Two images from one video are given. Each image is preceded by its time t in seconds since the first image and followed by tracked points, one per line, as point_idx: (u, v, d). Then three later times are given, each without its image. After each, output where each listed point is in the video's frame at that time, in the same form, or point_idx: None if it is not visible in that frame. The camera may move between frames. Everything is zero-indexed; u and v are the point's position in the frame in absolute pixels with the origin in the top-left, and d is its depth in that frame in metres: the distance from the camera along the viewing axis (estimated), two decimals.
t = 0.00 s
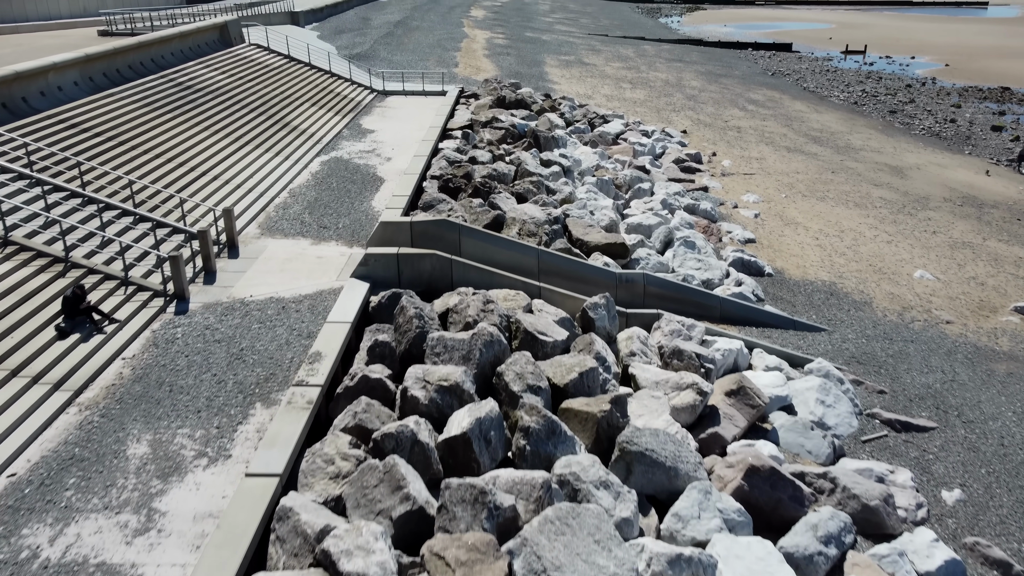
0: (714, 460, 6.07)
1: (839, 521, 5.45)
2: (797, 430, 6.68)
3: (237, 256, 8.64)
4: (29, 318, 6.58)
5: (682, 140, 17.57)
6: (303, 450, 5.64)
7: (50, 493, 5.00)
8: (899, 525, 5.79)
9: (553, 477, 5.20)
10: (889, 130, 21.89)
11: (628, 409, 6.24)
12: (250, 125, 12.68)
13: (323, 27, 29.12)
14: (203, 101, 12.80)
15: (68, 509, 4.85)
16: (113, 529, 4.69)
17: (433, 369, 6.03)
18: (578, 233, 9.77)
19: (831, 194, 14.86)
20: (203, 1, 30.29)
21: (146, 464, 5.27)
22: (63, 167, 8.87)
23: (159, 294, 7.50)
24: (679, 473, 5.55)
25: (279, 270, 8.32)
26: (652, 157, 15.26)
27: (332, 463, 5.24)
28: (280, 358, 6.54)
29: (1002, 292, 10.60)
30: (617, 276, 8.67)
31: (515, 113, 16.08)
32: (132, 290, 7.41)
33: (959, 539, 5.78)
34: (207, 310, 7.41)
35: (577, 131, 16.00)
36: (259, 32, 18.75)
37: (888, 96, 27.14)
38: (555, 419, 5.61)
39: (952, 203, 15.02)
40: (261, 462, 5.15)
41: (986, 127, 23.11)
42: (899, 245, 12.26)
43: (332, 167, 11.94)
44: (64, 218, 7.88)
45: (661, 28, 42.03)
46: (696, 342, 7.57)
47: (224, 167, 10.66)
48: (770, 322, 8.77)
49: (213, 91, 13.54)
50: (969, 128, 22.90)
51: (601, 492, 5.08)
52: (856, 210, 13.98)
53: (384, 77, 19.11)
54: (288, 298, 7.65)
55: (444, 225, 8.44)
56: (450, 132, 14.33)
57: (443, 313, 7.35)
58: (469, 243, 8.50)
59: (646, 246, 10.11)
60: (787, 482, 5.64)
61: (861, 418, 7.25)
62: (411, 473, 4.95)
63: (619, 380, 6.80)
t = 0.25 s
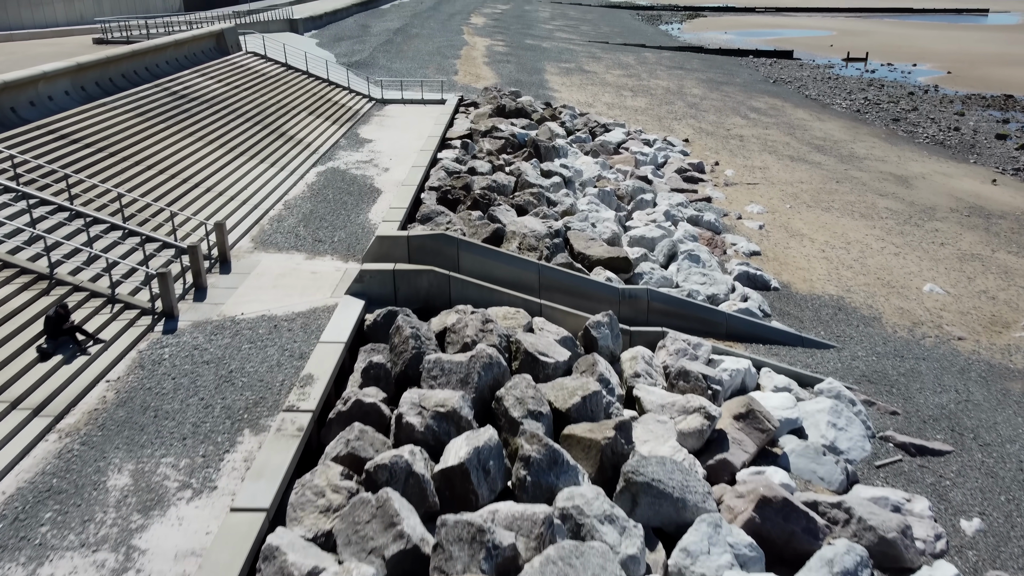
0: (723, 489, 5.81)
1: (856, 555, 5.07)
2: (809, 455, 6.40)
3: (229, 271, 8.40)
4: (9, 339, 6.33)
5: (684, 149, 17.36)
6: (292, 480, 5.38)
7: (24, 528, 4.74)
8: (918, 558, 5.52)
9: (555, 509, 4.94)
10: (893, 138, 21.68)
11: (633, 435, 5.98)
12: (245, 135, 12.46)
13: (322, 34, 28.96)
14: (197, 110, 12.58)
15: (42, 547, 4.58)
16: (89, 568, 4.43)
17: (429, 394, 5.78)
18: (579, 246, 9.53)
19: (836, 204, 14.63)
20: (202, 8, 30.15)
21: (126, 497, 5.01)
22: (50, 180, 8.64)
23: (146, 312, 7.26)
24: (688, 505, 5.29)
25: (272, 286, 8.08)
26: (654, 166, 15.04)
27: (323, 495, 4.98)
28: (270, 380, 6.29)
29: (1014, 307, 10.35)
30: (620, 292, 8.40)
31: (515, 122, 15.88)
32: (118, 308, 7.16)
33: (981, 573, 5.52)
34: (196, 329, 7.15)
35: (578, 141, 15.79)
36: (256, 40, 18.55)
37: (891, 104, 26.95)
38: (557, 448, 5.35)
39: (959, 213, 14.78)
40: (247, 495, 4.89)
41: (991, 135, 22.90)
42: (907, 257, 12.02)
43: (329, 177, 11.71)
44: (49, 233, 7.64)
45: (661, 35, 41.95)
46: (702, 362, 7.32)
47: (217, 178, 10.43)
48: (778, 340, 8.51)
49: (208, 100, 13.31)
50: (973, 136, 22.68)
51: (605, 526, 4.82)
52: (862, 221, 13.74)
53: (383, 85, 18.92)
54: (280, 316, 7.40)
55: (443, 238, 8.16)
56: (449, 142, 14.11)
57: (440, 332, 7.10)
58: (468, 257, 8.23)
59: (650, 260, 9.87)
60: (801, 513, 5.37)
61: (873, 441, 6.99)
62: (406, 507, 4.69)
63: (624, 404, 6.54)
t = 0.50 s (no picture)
0: (733, 519, 5.56)
1: None
2: (821, 482, 6.14)
3: (221, 287, 8.15)
4: None
5: (686, 158, 17.14)
6: (280, 513, 5.11)
7: None
8: None
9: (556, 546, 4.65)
10: (896, 147, 21.47)
11: (639, 463, 5.72)
12: (240, 145, 12.25)
13: (321, 42, 28.82)
14: (192, 119, 12.37)
15: None
16: None
17: (425, 421, 5.52)
18: (581, 260, 9.29)
19: (841, 215, 14.39)
20: (200, 15, 30.02)
21: (104, 533, 4.74)
22: (38, 193, 8.42)
23: (133, 331, 7.01)
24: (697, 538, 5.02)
25: (264, 303, 7.83)
26: (656, 176, 14.81)
27: (312, 531, 4.71)
28: (260, 405, 6.03)
29: None
30: (624, 309, 8.17)
31: (515, 131, 15.67)
32: (104, 327, 6.91)
33: None
34: (184, 349, 6.90)
35: (579, 150, 15.57)
36: (253, 47, 18.35)
37: (894, 111, 26.75)
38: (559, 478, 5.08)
39: (966, 224, 14.54)
40: (232, 532, 4.63)
41: (995, 143, 22.69)
42: (915, 270, 11.77)
43: (325, 188, 11.47)
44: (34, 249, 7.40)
45: (662, 42, 41.83)
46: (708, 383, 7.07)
47: (210, 190, 10.21)
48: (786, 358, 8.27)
49: (203, 109, 13.10)
50: (978, 145, 22.47)
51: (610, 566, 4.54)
52: (868, 232, 13.50)
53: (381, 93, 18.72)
54: (272, 335, 7.15)
55: (441, 252, 7.93)
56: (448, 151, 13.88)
57: (437, 353, 6.85)
58: (467, 272, 7.99)
59: (653, 274, 9.62)
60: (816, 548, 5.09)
61: (887, 465, 6.72)
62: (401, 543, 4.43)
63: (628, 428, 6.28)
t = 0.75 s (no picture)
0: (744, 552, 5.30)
1: None
2: (835, 510, 5.87)
3: (211, 303, 7.91)
4: None
5: (688, 167, 16.93)
6: (267, 548, 4.86)
7: None
8: None
9: None
10: (900, 155, 21.26)
11: (645, 492, 5.45)
12: (235, 155, 12.03)
13: (320, 49, 28.67)
14: (186, 129, 12.16)
15: None
16: None
17: (420, 449, 5.25)
18: (583, 275, 9.04)
19: (847, 225, 14.16)
20: (199, 23, 29.91)
21: (80, 572, 4.48)
22: (25, 207, 8.19)
23: (118, 351, 6.76)
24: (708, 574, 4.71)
25: (256, 320, 7.57)
26: (659, 186, 14.58)
27: (299, 570, 4.44)
28: (248, 430, 5.77)
29: None
30: (627, 326, 7.91)
31: (515, 141, 15.46)
32: (89, 347, 6.66)
33: None
34: (171, 370, 6.65)
35: (580, 159, 15.35)
36: (251, 56, 18.17)
37: (897, 119, 26.54)
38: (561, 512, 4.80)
39: (974, 235, 14.30)
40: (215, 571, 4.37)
41: (1000, 152, 22.47)
42: (924, 282, 11.52)
43: (321, 200, 11.23)
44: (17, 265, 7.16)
45: (662, 49, 41.72)
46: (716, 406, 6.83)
47: (202, 202, 9.98)
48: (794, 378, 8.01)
49: (197, 118, 12.88)
50: (982, 153, 22.25)
51: None
52: (875, 243, 13.26)
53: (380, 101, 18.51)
54: (263, 354, 6.90)
55: (439, 268, 7.67)
56: (447, 161, 13.66)
57: (434, 374, 6.61)
58: (465, 287, 7.73)
59: (657, 289, 9.38)
60: None
61: (902, 492, 6.47)
62: None
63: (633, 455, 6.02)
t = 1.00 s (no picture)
0: None
1: None
2: (851, 541, 5.59)
3: (202, 320, 7.66)
4: None
5: (691, 176, 16.70)
6: None
7: None
8: None
9: None
10: (904, 164, 21.03)
11: (651, 524, 5.17)
12: (229, 165, 11.80)
13: (319, 56, 28.51)
14: (180, 138, 11.93)
15: None
16: None
17: (415, 480, 5.01)
18: (585, 290, 8.78)
19: (853, 236, 13.91)
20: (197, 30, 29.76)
21: None
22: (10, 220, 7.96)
23: (103, 372, 6.50)
24: None
25: (246, 338, 7.32)
26: (661, 196, 14.35)
27: None
28: (236, 458, 5.51)
29: None
30: (630, 342, 7.67)
31: (516, 150, 15.24)
32: (72, 368, 6.41)
33: None
34: (157, 391, 6.39)
35: (581, 169, 15.12)
36: (248, 63, 17.98)
37: (900, 127, 26.33)
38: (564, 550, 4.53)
39: (982, 246, 14.04)
40: None
41: (1005, 160, 22.23)
42: (933, 296, 11.26)
43: (317, 211, 10.99)
44: None
45: (663, 57, 41.58)
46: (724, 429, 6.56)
47: (194, 215, 9.74)
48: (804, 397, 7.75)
49: (192, 128, 12.64)
50: (987, 161, 22.02)
51: None
52: (882, 254, 13.01)
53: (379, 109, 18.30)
54: (253, 375, 6.64)
55: (437, 284, 7.44)
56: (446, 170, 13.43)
57: (430, 397, 6.38)
58: (464, 304, 7.50)
59: (661, 304, 9.13)
60: None
61: (918, 519, 6.20)
62: None
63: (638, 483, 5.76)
